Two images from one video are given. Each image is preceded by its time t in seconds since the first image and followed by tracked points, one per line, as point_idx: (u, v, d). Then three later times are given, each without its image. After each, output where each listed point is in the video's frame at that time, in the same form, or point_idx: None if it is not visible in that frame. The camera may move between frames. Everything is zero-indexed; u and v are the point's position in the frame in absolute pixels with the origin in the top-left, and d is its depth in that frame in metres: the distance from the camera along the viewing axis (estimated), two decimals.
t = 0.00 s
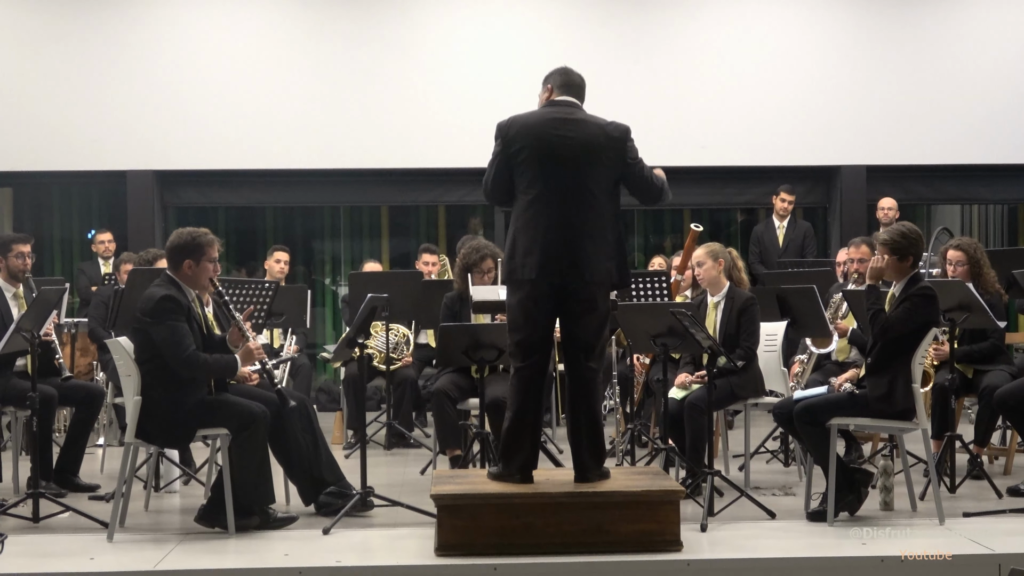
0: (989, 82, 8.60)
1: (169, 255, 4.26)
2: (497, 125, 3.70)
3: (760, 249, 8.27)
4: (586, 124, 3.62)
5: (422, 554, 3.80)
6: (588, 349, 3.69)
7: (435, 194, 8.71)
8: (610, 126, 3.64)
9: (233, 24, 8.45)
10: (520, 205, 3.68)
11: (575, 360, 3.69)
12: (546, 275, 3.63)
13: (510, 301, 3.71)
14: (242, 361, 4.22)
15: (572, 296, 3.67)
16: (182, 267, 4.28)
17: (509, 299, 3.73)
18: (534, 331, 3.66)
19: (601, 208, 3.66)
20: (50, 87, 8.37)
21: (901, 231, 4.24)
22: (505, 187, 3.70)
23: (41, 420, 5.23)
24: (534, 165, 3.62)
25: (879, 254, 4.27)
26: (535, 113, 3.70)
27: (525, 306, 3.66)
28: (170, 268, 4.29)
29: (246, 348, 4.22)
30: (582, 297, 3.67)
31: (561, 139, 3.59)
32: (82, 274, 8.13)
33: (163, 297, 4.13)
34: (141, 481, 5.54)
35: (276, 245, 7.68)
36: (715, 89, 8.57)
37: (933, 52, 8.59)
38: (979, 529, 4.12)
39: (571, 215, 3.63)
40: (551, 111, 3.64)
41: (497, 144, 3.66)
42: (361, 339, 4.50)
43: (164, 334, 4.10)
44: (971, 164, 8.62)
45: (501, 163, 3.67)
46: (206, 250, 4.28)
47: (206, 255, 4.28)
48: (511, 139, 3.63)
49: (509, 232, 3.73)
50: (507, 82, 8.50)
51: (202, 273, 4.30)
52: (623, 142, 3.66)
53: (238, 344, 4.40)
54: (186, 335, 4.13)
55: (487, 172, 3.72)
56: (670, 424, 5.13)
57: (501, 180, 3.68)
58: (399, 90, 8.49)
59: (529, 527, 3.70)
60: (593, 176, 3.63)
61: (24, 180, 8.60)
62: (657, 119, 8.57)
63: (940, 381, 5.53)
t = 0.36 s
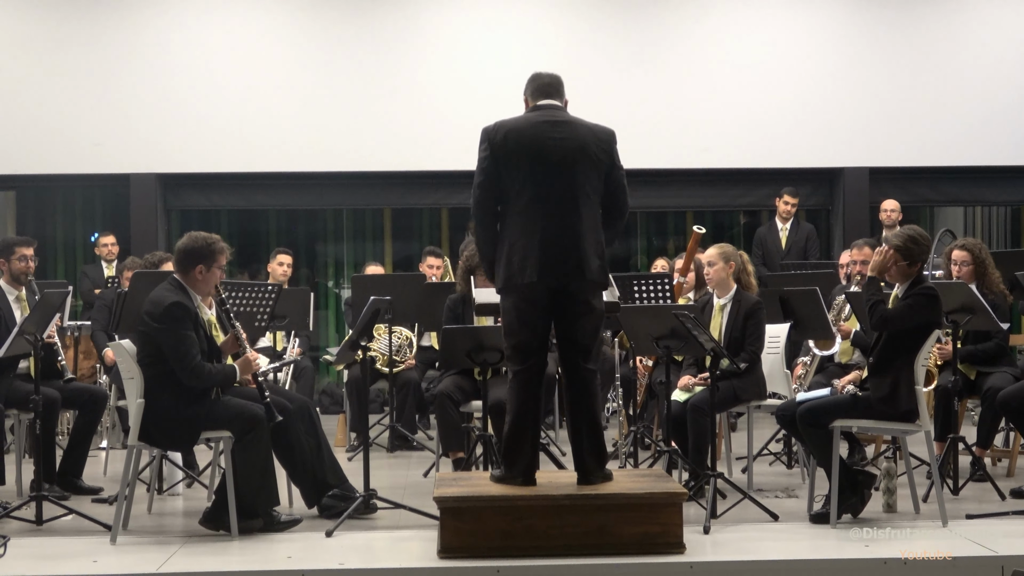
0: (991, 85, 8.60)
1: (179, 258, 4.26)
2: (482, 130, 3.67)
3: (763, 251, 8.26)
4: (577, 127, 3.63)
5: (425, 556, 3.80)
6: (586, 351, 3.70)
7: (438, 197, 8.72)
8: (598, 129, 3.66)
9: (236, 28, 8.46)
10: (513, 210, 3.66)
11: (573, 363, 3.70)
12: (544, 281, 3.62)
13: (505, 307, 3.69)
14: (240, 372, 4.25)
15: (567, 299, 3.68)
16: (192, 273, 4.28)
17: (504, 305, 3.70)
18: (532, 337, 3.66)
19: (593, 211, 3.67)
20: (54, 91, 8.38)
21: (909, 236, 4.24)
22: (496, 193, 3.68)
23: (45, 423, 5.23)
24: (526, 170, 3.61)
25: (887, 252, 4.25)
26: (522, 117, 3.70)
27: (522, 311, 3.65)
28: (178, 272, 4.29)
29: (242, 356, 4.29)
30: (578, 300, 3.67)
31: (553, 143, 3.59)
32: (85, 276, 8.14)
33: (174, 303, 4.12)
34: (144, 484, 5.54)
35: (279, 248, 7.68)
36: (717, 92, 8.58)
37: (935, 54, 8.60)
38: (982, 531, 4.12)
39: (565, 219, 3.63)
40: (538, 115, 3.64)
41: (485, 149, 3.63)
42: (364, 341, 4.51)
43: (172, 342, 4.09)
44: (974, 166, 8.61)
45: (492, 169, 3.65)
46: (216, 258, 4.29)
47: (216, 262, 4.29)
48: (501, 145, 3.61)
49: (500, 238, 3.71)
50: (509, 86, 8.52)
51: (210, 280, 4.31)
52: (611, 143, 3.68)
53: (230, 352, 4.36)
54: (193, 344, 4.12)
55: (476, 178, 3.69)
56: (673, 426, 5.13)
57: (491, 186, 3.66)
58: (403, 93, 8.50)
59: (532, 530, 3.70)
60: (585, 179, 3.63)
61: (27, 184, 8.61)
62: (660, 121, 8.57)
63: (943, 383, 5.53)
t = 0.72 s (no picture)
0: (992, 88, 8.61)
1: (169, 259, 4.28)
2: (474, 136, 3.70)
3: (765, 253, 8.27)
4: (567, 129, 3.64)
5: (427, 559, 3.80)
6: (584, 352, 3.68)
7: (441, 199, 8.74)
8: (589, 129, 3.67)
9: (238, 32, 8.48)
10: (506, 214, 3.68)
11: (571, 364, 3.70)
12: (540, 282, 3.62)
13: (502, 310, 3.70)
14: (246, 360, 4.22)
15: (564, 300, 3.67)
16: (183, 271, 4.28)
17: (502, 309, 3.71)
18: (530, 339, 3.67)
19: (587, 211, 3.67)
20: (56, 94, 8.40)
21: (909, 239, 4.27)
22: (489, 197, 3.69)
23: (47, 425, 5.24)
24: (519, 173, 3.62)
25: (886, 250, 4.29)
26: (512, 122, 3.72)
27: (519, 314, 3.66)
28: (171, 274, 4.30)
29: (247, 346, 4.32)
30: (575, 301, 3.66)
31: (543, 145, 3.61)
32: (87, 279, 8.16)
33: (165, 302, 4.13)
34: (146, 487, 5.55)
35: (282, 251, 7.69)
36: (718, 95, 8.58)
37: (936, 58, 8.60)
38: (984, 533, 4.12)
39: (559, 221, 3.63)
40: (529, 119, 3.66)
41: (477, 155, 3.65)
42: (366, 344, 4.51)
43: (167, 339, 4.10)
44: (976, 168, 8.61)
45: (484, 174, 3.66)
46: (204, 254, 4.28)
47: (205, 258, 4.29)
48: (493, 149, 3.63)
49: (496, 242, 3.72)
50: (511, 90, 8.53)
51: (202, 277, 4.31)
52: (602, 143, 3.69)
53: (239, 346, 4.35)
54: (190, 338, 4.12)
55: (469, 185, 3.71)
56: (675, 428, 5.13)
57: (485, 192, 3.68)
58: (405, 96, 8.52)
59: (534, 532, 3.70)
60: (577, 180, 3.64)
61: (31, 187, 8.63)
62: (662, 124, 8.58)
63: (945, 385, 5.53)
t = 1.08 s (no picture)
0: (993, 90, 8.61)
1: (157, 263, 4.27)
2: (483, 138, 3.68)
3: (767, 255, 8.27)
4: (576, 131, 3.64)
5: (429, 561, 3.80)
6: (590, 354, 3.69)
7: (443, 202, 8.74)
8: (597, 132, 3.68)
9: (240, 37, 8.49)
10: (515, 217, 3.66)
11: (577, 366, 3.70)
12: (549, 285, 3.61)
13: (511, 313, 3.69)
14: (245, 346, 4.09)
15: (572, 303, 3.66)
16: (171, 271, 4.27)
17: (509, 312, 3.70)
18: (537, 341, 3.67)
19: (595, 214, 3.67)
20: (59, 98, 8.42)
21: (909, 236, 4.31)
22: (499, 200, 3.67)
23: (50, 429, 5.25)
24: (529, 175, 3.62)
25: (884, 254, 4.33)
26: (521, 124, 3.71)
27: (527, 317, 3.66)
28: (163, 276, 4.30)
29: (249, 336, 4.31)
30: (583, 303, 3.66)
31: (553, 148, 3.61)
32: (90, 284, 8.16)
33: (156, 301, 4.16)
34: (149, 490, 5.55)
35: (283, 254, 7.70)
36: (719, 98, 8.59)
37: (937, 60, 8.60)
38: (987, 534, 4.12)
39: (568, 223, 3.62)
40: (538, 121, 3.66)
41: (487, 157, 3.63)
42: (367, 347, 4.51)
43: (161, 335, 4.11)
44: (978, 169, 8.61)
45: (493, 176, 3.64)
46: (191, 251, 4.27)
47: (192, 255, 4.27)
48: (503, 151, 3.62)
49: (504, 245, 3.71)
50: (512, 94, 8.54)
51: (193, 274, 4.29)
52: (611, 146, 3.70)
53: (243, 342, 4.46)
54: (182, 332, 4.12)
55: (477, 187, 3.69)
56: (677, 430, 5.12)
57: (494, 194, 3.66)
58: (407, 100, 8.52)
59: (536, 535, 3.70)
60: (586, 182, 3.64)
61: (33, 191, 8.64)
62: (663, 126, 8.58)
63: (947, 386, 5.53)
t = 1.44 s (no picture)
0: (994, 90, 8.61)
1: (157, 267, 4.28)
2: (507, 136, 3.66)
3: (768, 255, 8.28)
4: (602, 134, 3.65)
5: (432, 563, 3.80)
6: (604, 357, 3.70)
7: (444, 204, 8.74)
8: (622, 136, 3.69)
9: (241, 41, 8.50)
10: (537, 217, 3.65)
11: (590, 367, 3.71)
12: (570, 286, 3.61)
13: (528, 313, 3.69)
14: (249, 354, 4.23)
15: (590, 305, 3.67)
16: (173, 276, 4.29)
17: (527, 312, 3.70)
18: (554, 342, 3.67)
19: (618, 217, 3.67)
20: (60, 101, 8.42)
21: (908, 235, 4.28)
22: (520, 199, 3.66)
23: (52, 432, 5.24)
24: (552, 176, 3.61)
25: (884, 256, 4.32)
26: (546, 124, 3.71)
27: (545, 318, 3.65)
28: (162, 280, 4.30)
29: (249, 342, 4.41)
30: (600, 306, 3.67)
31: (579, 150, 3.61)
32: (91, 287, 8.17)
33: (161, 307, 4.15)
34: (151, 493, 5.55)
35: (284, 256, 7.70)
36: (720, 100, 8.59)
37: (938, 60, 8.60)
38: (990, 534, 4.12)
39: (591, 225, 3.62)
40: (563, 122, 3.65)
41: (511, 156, 3.62)
42: (370, 349, 4.51)
43: (168, 343, 4.11)
44: (979, 169, 8.61)
45: (518, 176, 3.63)
46: (191, 255, 4.29)
47: (193, 259, 4.30)
48: (528, 151, 3.61)
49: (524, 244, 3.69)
50: (513, 97, 8.54)
51: (193, 278, 4.32)
52: (635, 150, 3.70)
53: (240, 342, 4.47)
54: (190, 341, 4.14)
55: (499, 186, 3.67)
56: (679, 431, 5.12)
57: (517, 194, 3.64)
58: (409, 102, 8.53)
59: (539, 536, 3.70)
60: (610, 186, 3.64)
61: (34, 195, 8.64)
62: (664, 128, 8.58)
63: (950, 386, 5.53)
